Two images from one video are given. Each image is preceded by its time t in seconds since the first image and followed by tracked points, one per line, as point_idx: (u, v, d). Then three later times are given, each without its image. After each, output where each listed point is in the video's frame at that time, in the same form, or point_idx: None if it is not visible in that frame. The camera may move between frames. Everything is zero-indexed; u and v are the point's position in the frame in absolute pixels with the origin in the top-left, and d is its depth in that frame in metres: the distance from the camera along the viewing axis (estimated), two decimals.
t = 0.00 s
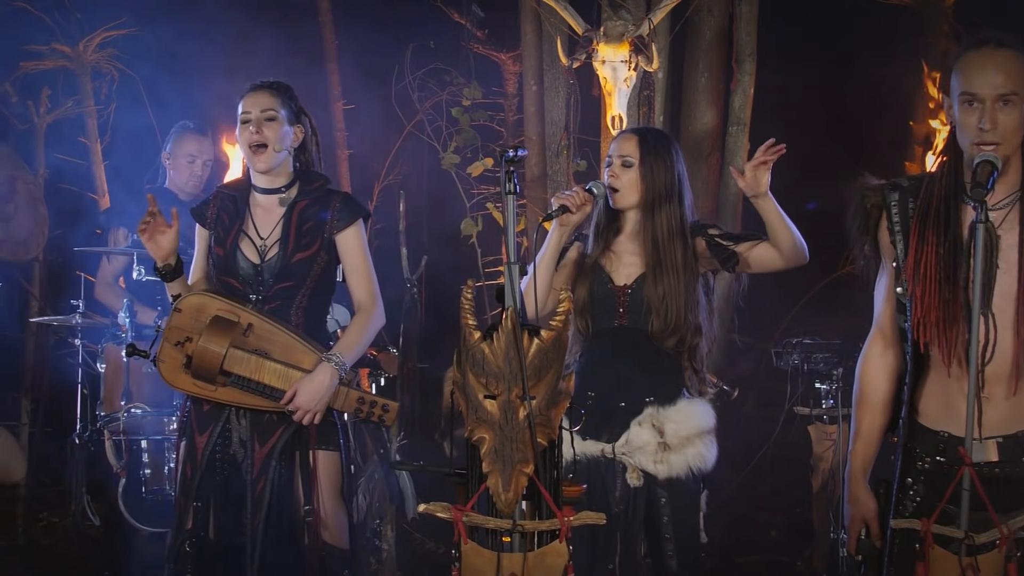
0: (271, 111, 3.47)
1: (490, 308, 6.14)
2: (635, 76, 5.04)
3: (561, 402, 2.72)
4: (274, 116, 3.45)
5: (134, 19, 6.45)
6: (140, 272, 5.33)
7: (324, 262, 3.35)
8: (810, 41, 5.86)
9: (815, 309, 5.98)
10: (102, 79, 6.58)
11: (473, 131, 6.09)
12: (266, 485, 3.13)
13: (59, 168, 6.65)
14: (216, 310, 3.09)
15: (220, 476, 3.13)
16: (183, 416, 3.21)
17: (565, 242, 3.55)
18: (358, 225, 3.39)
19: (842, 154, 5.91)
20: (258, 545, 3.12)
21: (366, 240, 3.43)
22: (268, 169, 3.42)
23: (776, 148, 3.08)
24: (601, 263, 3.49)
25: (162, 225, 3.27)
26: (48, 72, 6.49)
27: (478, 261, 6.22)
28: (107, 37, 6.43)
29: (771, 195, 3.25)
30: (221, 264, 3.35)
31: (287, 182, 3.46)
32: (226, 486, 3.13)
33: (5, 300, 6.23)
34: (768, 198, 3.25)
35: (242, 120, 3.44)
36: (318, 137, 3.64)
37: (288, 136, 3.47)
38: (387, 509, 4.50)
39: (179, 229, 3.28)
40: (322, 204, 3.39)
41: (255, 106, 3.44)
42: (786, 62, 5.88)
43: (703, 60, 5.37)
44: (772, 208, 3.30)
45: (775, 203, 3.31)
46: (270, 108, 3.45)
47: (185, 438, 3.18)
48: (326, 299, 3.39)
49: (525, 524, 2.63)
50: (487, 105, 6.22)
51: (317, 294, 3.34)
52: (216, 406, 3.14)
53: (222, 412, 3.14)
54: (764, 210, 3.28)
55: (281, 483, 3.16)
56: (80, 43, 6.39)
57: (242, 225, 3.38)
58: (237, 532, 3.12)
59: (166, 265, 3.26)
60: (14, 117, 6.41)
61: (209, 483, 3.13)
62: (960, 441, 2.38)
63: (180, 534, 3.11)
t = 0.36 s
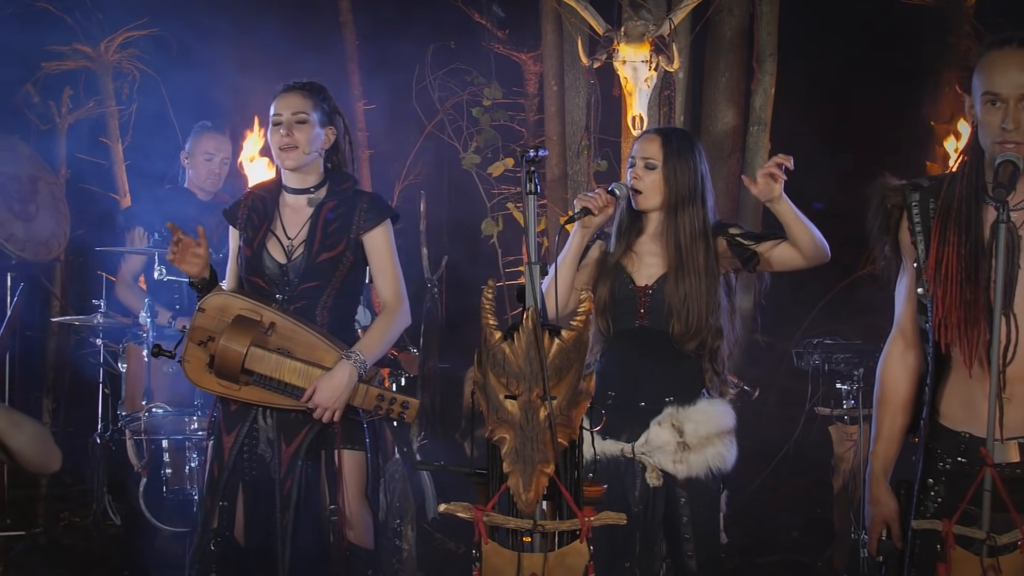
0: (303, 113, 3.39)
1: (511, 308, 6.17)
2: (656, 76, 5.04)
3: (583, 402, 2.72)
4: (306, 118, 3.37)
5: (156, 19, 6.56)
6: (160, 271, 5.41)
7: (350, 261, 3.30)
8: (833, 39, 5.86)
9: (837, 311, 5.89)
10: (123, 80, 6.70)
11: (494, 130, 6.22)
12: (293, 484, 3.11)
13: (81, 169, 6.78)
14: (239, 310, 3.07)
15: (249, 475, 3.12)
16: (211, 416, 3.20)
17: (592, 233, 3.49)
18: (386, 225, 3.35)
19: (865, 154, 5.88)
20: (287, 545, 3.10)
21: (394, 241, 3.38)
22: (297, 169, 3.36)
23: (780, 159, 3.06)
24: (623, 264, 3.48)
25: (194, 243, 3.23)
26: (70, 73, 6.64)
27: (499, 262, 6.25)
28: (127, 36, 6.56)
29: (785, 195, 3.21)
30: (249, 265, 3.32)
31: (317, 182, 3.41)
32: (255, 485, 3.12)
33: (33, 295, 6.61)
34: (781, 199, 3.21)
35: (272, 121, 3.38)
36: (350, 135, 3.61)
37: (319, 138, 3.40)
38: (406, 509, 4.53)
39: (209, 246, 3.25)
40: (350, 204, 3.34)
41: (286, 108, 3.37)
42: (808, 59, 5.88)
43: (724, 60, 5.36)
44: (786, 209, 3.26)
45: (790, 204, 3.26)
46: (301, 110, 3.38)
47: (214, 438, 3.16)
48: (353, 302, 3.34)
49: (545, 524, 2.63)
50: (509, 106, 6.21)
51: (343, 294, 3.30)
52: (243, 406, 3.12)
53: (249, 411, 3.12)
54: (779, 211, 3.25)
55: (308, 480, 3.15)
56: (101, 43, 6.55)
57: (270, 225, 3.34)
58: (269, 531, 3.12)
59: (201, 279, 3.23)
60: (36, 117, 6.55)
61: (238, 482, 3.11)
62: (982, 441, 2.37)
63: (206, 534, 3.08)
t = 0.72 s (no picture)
0: (327, 114, 3.40)
1: (531, 308, 6.19)
2: (676, 77, 5.02)
3: (603, 403, 2.72)
4: (329, 120, 3.38)
5: (178, 20, 6.67)
6: (180, 272, 5.46)
7: (368, 262, 3.30)
8: (855, 37, 5.83)
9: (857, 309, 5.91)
10: (144, 80, 6.82)
11: (513, 131, 6.27)
12: (311, 485, 3.11)
13: (102, 168, 6.89)
14: (258, 310, 3.07)
15: (268, 475, 3.14)
16: (233, 416, 3.22)
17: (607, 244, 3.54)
18: (405, 224, 3.35)
19: (886, 154, 5.85)
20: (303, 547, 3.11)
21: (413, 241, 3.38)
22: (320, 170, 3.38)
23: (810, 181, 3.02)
24: (642, 269, 3.47)
25: (214, 215, 3.27)
26: (91, 73, 6.70)
27: (519, 262, 6.27)
28: (149, 37, 6.66)
29: (808, 215, 3.20)
30: (271, 265, 3.34)
31: (339, 181, 3.42)
32: (274, 485, 3.14)
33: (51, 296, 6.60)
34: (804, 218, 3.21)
35: (296, 122, 3.39)
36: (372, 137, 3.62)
37: (341, 139, 3.40)
38: (427, 508, 4.55)
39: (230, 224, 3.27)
40: (370, 205, 3.35)
41: (310, 110, 3.38)
42: (830, 57, 5.84)
43: (745, 61, 5.34)
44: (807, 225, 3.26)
45: (812, 221, 3.26)
46: (325, 111, 3.38)
47: (233, 437, 3.18)
48: (372, 303, 3.33)
49: (566, 524, 2.63)
50: (527, 106, 6.27)
51: (361, 295, 3.29)
52: (263, 406, 3.14)
53: (269, 412, 3.13)
54: (800, 230, 3.26)
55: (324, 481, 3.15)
56: (122, 44, 6.62)
57: (291, 226, 3.36)
58: (288, 532, 3.12)
59: (216, 258, 3.28)
60: (58, 117, 6.59)
61: (256, 481, 3.14)
62: (1003, 443, 2.34)
63: (225, 533, 3.12)
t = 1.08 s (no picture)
0: (342, 113, 3.40)
1: (549, 307, 6.20)
2: (694, 76, 5.00)
3: (620, 403, 2.72)
4: (345, 119, 3.38)
5: (197, 19, 6.70)
6: (197, 272, 5.50)
7: (385, 261, 3.31)
8: (875, 35, 5.80)
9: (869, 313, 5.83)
10: (162, 80, 6.91)
11: (531, 130, 6.21)
12: (323, 486, 3.13)
13: (119, 168, 7.04)
14: (273, 309, 3.09)
15: (280, 474, 3.14)
16: (245, 415, 3.23)
17: (627, 249, 3.50)
18: (420, 226, 3.35)
19: (907, 154, 5.79)
20: (316, 546, 3.12)
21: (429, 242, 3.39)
22: (335, 170, 3.38)
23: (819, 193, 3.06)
24: (663, 268, 3.46)
25: (219, 231, 3.26)
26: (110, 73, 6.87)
27: (537, 262, 6.29)
28: (168, 37, 6.72)
29: (824, 230, 3.21)
30: (286, 265, 3.36)
31: (354, 182, 3.42)
32: (286, 484, 3.14)
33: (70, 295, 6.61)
34: (820, 233, 3.22)
35: (312, 120, 3.39)
36: (387, 139, 3.63)
37: (356, 138, 3.40)
38: (444, 509, 4.57)
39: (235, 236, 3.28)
40: (385, 206, 3.35)
41: (326, 108, 3.38)
42: (850, 55, 5.82)
43: (762, 61, 5.34)
44: (824, 239, 3.25)
45: (829, 236, 3.26)
46: (340, 110, 3.39)
47: (246, 436, 3.18)
48: (387, 303, 3.34)
49: (584, 524, 2.62)
50: (545, 105, 6.27)
51: (377, 295, 3.29)
52: (277, 404, 3.15)
53: (283, 410, 3.15)
54: (818, 245, 3.26)
55: (339, 480, 3.17)
56: (141, 43, 6.71)
57: (307, 226, 3.37)
58: (298, 532, 3.12)
59: (224, 269, 3.30)
60: (76, 116, 6.76)
61: (269, 480, 3.13)
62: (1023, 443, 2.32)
63: (239, 532, 3.12)
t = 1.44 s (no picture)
0: (362, 111, 3.43)
1: (567, 307, 6.23)
2: (711, 76, 5.00)
3: (639, 403, 2.72)
4: (365, 117, 3.41)
5: (214, 19, 6.82)
6: (218, 272, 5.63)
7: (403, 260, 3.32)
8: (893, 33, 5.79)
9: (889, 310, 5.81)
10: (181, 80, 6.96)
11: (550, 130, 6.28)
12: (344, 484, 3.14)
13: (138, 168, 7.10)
14: (293, 308, 3.10)
15: (300, 474, 3.16)
16: (265, 415, 3.25)
17: (648, 250, 3.52)
18: (437, 225, 3.37)
19: (927, 154, 5.80)
20: (337, 546, 3.13)
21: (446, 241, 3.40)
22: (352, 168, 3.40)
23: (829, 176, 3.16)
24: (686, 266, 3.49)
25: (232, 210, 3.27)
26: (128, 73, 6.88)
27: (555, 261, 6.31)
28: (186, 37, 6.80)
29: (841, 229, 3.23)
30: (303, 265, 3.35)
31: (371, 182, 3.44)
32: (306, 483, 3.16)
33: (89, 298, 6.58)
34: (836, 232, 3.23)
35: (332, 117, 3.42)
36: (405, 145, 3.63)
37: (376, 136, 3.43)
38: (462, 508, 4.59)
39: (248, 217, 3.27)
40: (402, 205, 3.37)
41: (347, 105, 3.41)
42: (870, 53, 5.80)
43: (779, 61, 5.33)
44: (844, 241, 3.26)
45: (848, 236, 3.25)
46: (361, 108, 3.42)
47: (266, 436, 3.20)
48: (406, 303, 3.36)
49: (601, 524, 2.63)
50: (564, 105, 6.29)
51: (395, 295, 3.31)
52: (296, 404, 3.16)
53: (302, 410, 3.16)
54: (835, 245, 3.26)
55: (359, 478, 3.19)
56: (159, 44, 6.76)
57: (324, 226, 3.38)
58: (318, 531, 3.14)
59: (234, 253, 3.28)
60: (95, 117, 6.80)
61: (289, 480, 3.16)
62: None
63: (259, 532, 3.14)
